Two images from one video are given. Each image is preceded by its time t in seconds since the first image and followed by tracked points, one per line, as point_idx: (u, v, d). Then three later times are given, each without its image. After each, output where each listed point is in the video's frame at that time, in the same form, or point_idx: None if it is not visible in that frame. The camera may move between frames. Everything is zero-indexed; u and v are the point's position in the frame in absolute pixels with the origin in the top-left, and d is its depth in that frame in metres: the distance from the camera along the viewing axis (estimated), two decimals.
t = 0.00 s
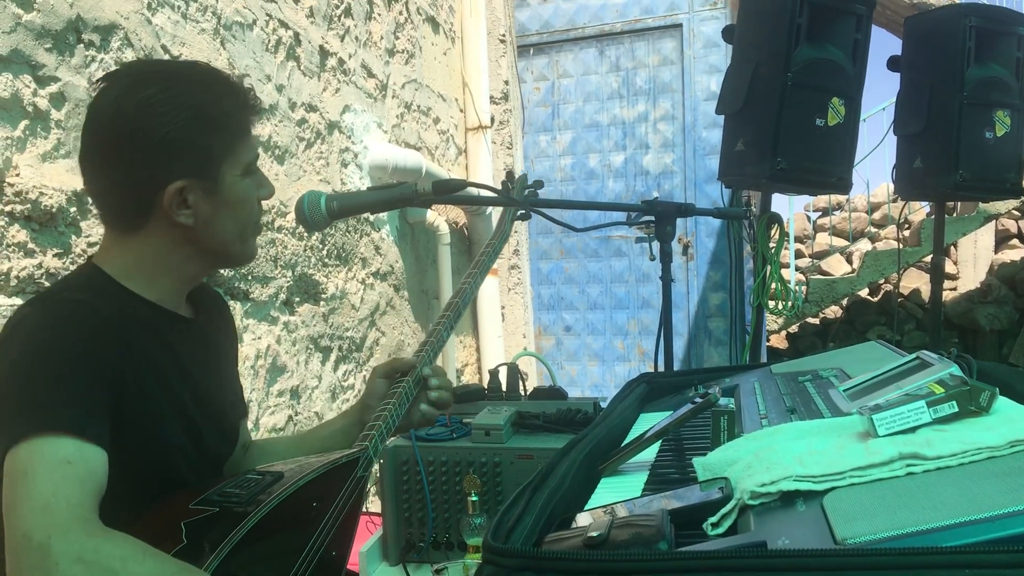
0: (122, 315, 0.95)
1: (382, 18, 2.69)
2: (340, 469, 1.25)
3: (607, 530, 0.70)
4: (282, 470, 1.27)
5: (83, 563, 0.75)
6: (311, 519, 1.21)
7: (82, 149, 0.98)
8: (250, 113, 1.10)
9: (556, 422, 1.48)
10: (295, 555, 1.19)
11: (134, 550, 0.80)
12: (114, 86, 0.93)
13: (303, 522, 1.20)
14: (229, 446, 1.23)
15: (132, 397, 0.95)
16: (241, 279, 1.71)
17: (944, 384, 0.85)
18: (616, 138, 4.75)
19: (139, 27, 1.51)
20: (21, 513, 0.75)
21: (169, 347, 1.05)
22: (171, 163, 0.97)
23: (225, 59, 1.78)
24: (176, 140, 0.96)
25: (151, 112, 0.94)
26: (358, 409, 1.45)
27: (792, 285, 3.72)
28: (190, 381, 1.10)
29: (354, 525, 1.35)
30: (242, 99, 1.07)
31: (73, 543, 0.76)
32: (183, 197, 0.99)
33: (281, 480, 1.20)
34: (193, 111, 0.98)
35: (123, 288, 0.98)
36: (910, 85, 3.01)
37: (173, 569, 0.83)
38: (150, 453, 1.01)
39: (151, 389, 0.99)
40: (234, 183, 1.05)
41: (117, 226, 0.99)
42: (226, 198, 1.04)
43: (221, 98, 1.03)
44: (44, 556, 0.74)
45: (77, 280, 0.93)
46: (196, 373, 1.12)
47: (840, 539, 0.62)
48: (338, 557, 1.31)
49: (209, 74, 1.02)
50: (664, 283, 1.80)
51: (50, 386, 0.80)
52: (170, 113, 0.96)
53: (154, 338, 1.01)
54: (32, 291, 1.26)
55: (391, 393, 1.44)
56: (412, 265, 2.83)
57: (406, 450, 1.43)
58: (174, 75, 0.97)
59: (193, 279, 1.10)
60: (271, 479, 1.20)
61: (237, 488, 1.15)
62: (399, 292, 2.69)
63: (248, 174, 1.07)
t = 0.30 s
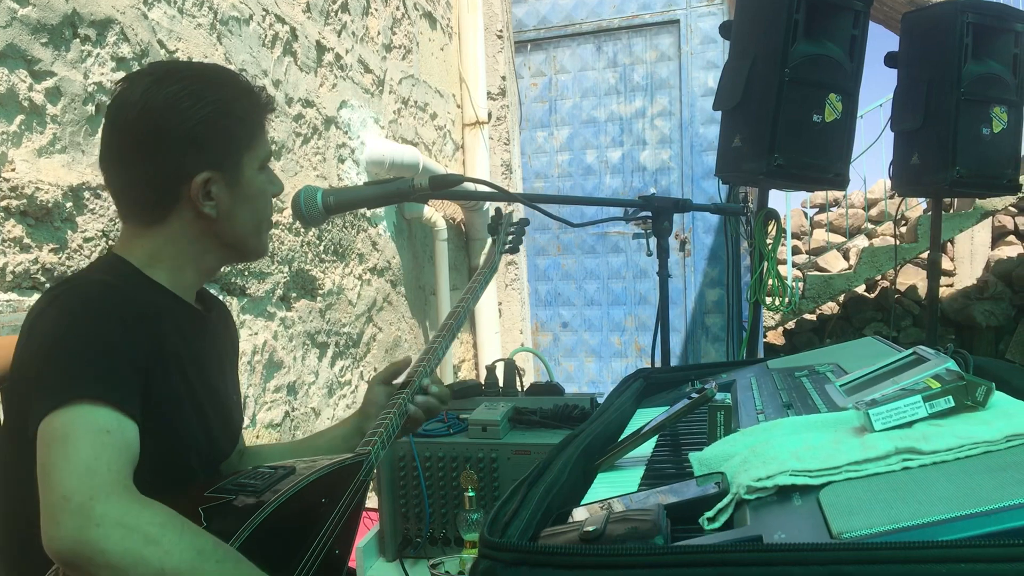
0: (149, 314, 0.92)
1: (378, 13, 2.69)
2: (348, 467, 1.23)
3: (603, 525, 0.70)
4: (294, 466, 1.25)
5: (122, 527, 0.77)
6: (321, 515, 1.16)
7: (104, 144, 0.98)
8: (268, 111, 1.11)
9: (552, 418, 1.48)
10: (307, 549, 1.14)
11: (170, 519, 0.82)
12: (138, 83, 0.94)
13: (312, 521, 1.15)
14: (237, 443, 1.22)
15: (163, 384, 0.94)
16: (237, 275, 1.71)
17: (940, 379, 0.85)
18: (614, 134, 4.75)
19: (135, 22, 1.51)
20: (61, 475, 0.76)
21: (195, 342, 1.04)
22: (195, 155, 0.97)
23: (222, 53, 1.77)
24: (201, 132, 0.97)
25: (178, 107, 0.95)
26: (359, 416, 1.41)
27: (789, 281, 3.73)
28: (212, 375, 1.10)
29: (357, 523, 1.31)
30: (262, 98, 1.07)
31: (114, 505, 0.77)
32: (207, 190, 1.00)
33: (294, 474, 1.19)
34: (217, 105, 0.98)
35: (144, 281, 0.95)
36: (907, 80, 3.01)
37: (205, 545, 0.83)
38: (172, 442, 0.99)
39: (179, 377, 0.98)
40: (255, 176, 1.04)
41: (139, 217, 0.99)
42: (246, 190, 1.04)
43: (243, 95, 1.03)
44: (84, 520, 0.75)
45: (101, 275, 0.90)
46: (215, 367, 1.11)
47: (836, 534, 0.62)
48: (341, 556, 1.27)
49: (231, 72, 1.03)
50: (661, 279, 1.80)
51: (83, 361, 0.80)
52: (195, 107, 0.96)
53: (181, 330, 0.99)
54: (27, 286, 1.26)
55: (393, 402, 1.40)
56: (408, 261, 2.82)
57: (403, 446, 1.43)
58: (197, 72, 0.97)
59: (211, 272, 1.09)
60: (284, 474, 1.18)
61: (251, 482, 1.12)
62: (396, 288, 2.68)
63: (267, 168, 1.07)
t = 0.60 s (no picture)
0: (159, 304, 0.92)
1: (372, 7, 2.68)
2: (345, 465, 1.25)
3: (595, 518, 0.70)
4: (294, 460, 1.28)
5: (147, 498, 0.75)
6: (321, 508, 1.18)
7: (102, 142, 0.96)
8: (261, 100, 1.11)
9: (546, 411, 1.48)
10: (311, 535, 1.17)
11: (192, 493, 0.79)
12: (132, 84, 0.93)
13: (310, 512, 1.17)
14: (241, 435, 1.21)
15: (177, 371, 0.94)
16: (231, 269, 1.70)
17: (931, 371, 0.86)
18: (609, 128, 4.74)
19: (127, 16, 1.50)
20: (84, 447, 0.75)
21: (202, 332, 1.04)
22: (200, 146, 0.97)
23: (214, 47, 1.76)
24: (204, 123, 0.97)
25: (180, 100, 0.94)
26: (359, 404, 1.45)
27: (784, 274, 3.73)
28: (219, 365, 1.10)
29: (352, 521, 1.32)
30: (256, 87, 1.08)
31: (139, 478, 0.75)
32: (213, 180, 1.00)
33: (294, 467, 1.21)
34: (216, 96, 0.98)
35: (153, 274, 0.95)
36: (902, 74, 3.01)
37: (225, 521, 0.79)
38: (184, 431, 1.00)
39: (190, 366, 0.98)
40: (256, 162, 1.05)
41: (147, 213, 0.98)
42: (250, 177, 1.04)
43: (238, 83, 1.03)
44: (111, 489, 0.73)
45: (110, 267, 0.90)
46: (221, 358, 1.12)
47: (825, 525, 0.63)
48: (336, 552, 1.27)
49: (223, 62, 1.03)
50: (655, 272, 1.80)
51: (100, 346, 0.80)
52: (196, 99, 0.96)
53: (190, 321, 1.00)
54: (20, 281, 1.25)
55: (396, 391, 1.46)
56: (403, 255, 2.82)
57: (397, 440, 1.43)
58: (191, 66, 0.97)
59: (215, 264, 1.09)
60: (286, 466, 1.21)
61: (254, 473, 1.15)
62: (391, 282, 2.68)
63: (264, 155, 1.08)
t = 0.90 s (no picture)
0: (149, 294, 0.92)
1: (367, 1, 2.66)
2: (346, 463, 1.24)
3: (590, 508, 0.69)
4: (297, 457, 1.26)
5: (151, 497, 0.76)
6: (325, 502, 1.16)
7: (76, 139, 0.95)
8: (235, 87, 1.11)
9: (543, 405, 1.48)
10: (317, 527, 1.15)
11: (191, 489, 0.80)
12: (107, 77, 0.91)
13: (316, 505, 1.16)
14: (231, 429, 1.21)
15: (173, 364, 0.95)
16: (227, 263, 1.70)
17: (927, 361, 0.86)
18: (605, 122, 4.74)
19: (121, 9, 1.49)
20: (81, 451, 0.74)
21: (192, 324, 1.04)
22: (186, 138, 0.97)
23: (209, 41, 1.75)
24: (188, 115, 0.97)
25: (162, 93, 0.93)
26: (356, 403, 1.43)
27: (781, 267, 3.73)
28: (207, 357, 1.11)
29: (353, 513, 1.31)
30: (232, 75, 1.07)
31: (138, 481, 0.75)
32: (198, 172, 1.00)
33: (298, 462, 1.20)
34: (194, 86, 0.97)
35: (143, 269, 0.95)
36: (897, 67, 3.01)
37: (227, 512, 0.81)
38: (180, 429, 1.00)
39: (185, 357, 0.98)
40: (235, 151, 1.06)
41: (133, 211, 0.98)
42: (232, 166, 1.05)
43: (214, 73, 1.02)
44: (109, 494, 0.74)
45: (98, 263, 0.90)
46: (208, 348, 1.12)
47: (821, 514, 0.62)
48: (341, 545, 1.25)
49: (197, 51, 1.02)
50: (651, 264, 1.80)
51: (92, 347, 0.79)
52: (178, 91, 0.95)
53: (182, 312, 1.00)
54: (14, 276, 1.25)
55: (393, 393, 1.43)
56: (399, 250, 2.81)
57: (394, 435, 1.43)
58: (167, 57, 0.96)
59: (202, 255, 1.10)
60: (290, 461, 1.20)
61: (258, 468, 1.15)
62: (387, 277, 2.68)
63: (242, 142, 1.09)
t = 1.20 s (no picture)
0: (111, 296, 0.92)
1: (366, 0, 2.66)
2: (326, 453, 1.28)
3: (589, 508, 0.69)
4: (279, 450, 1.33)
5: (117, 531, 0.76)
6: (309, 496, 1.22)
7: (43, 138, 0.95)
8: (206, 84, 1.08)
9: (542, 404, 1.48)
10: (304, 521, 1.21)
11: (161, 513, 0.81)
12: (63, 74, 0.91)
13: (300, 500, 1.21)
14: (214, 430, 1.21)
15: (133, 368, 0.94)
16: (226, 264, 1.70)
17: (926, 360, 0.86)
18: (603, 121, 4.74)
19: (119, 9, 1.48)
20: (45, 489, 0.74)
21: (163, 328, 1.03)
22: (144, 135, 0.96)
23: (207, 41, 1.75)
24: (145, 112, 0.95)
25: (115, 91, 0.92)
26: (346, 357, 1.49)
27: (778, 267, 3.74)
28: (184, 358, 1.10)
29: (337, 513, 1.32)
30: (200, 71, 1.05)
31: (105, 513, 0.76)
32: (157, 171, 0.98)
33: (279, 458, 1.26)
34: (154, 85, 0.96)
35: (109, 269, 0.96)
36: (896, 65, 3.01)
37: (204, 529, 0.82)
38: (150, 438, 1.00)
39: (151, 362, 0.97)
40: (202, 149, 1.03)
41: (94, 212, 0.97)
42: (199, 164, 1.03)
43: (177, 69, 1.00)
44: (76, 532, 0.74)
45: (65, 272, 0.90)
46: (185, 349, 1.10)
47: (820, 513, 0.62)
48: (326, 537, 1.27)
49: (159, 47, 1.00)
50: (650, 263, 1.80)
51: (47, 367, 0.79)
52: (133, 88, 0.93)
53: (148, 314, 0.99)
54: (13, 276, 1.25)
55: (381, 347, 1.48)
56: (398, 249, 2.81)
57: (393, 434, 1.42)
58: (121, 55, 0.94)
59: (177, 255, 1.09)
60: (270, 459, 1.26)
61: (241, 468, 1.20)
62: (386, 276, 2.68)
63: (214, 140, 1.06)
